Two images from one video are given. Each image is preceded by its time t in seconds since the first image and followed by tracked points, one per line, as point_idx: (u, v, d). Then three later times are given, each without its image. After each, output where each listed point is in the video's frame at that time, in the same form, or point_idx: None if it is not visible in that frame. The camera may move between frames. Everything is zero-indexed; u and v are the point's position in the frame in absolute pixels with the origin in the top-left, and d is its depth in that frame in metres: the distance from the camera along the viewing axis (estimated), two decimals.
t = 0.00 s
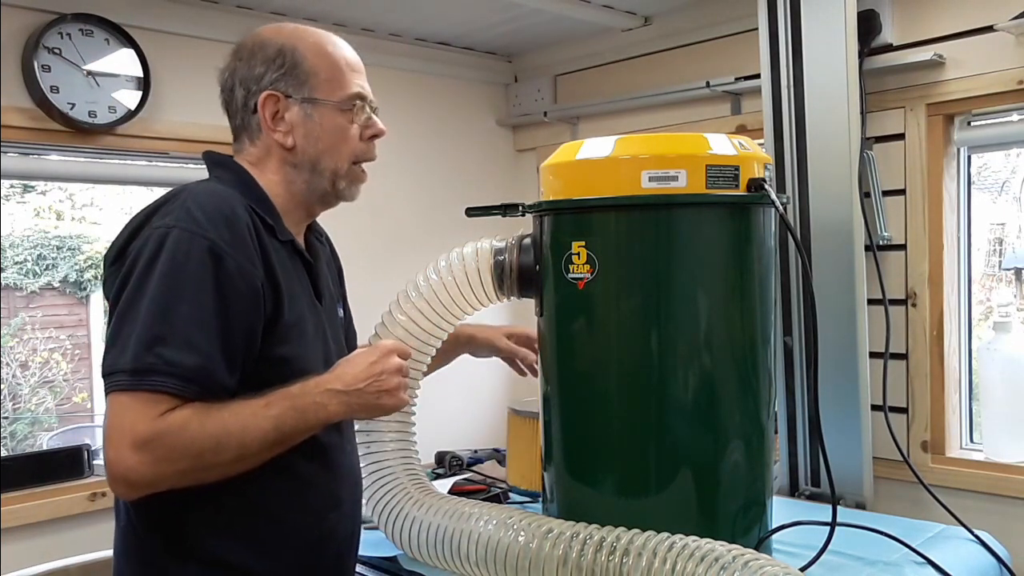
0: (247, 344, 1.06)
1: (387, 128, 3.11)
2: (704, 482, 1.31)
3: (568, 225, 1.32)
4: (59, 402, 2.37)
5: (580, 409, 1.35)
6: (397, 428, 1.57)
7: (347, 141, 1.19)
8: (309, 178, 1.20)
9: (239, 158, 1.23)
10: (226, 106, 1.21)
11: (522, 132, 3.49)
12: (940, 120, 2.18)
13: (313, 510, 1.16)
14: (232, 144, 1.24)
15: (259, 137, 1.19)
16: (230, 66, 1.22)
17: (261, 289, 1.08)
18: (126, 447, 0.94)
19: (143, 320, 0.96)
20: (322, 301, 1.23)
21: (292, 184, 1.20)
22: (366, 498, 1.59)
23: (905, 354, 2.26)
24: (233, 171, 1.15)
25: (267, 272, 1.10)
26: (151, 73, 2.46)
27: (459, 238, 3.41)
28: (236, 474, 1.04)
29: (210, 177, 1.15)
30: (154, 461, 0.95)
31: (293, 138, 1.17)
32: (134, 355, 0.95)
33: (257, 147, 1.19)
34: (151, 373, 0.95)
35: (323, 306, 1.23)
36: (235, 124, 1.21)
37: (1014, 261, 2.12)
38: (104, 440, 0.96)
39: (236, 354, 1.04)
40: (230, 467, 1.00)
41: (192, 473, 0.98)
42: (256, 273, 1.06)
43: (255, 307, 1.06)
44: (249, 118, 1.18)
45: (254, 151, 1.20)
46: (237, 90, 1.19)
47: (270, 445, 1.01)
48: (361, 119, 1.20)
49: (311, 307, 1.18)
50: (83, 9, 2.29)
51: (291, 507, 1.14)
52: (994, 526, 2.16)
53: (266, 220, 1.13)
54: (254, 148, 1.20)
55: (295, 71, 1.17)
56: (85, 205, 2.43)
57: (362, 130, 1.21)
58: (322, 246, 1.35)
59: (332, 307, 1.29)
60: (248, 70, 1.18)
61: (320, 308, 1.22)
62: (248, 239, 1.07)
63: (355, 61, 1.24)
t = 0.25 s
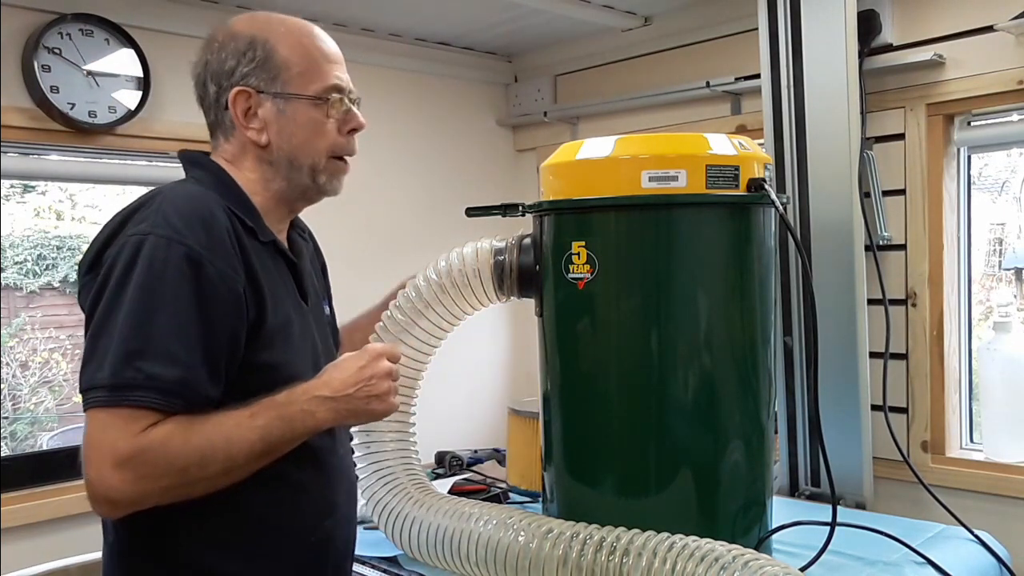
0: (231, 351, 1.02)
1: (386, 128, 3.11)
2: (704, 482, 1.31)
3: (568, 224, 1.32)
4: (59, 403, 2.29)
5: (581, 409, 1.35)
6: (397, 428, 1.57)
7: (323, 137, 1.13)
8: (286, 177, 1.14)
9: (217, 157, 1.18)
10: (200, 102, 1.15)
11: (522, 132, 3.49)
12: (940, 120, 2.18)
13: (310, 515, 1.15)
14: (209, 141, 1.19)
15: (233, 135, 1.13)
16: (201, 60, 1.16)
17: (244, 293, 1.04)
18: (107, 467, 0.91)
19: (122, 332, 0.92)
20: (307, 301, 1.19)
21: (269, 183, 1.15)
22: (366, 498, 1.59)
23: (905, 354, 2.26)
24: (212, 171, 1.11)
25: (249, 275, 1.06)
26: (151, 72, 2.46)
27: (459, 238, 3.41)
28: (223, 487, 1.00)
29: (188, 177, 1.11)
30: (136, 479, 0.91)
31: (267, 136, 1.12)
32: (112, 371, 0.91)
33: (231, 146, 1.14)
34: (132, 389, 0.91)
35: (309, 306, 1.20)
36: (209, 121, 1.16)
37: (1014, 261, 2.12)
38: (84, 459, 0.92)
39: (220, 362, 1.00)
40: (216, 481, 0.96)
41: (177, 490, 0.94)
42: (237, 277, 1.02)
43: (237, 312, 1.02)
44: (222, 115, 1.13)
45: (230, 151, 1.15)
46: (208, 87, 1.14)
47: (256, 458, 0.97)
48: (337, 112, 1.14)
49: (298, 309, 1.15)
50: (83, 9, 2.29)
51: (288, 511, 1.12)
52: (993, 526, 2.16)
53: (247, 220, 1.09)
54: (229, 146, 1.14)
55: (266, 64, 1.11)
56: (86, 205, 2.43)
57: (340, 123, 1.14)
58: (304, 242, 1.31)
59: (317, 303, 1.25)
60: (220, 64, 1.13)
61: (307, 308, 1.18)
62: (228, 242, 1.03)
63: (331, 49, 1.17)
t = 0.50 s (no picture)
0: (194, 366, 0.96)
1: (386, 128, 3.11)
2: (704, 482, 1.31)
3: (568, 224, 1.32)
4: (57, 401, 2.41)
5: (581, 409, 1.35)
6: (397, 428, 1.57)
7: (298, 131, 1.06)
8: (260, 174, 1.07)
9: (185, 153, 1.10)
10: (163, 93, 1.07)
11: (522, 132, 3.49)
12: (940, 120, 2.18)
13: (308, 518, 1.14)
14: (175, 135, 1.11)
15: (201, 130, 1.06)
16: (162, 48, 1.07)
17: (206, 301, 0.98)
18: (59, 492, 0.85)
19: (71, 351, 0.86)
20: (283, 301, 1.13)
21: (242, 180, 1.08)
22: (366, 498, 1.59)
23: (905, 354, 2.26)
24: (177, 170, 1.04)
25: (213, 281, 1.00)
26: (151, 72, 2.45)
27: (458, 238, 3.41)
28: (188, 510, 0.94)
29: (151, 176, 1.04)
30: (90, 505, 0.86)
31: (238, 131, 1.05)
32: (61, 392, 0.85)
33: (200, 142, 1.07)
34: (82, 410, 0.85)
35: (286, 308, 1.13)
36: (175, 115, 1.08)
37: (1014, 261, 2.12)
38: (35, 484, 0.87)
39: (182, 377, 0.94)
40: (177, 506, 0.91)
41: (134, 516, 0.89)
42: (198, 286, 0.96)
43: (198, 321, 0.96)
44: (188, 109, 1.05)
45: (199, 147, 1.08)
46: (173, 78, 1.06)
47: (220, 479, 0.91)
48: (313, 104, 1.07)
49: (273, 312, 1.09)
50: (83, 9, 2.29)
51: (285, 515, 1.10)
52: (994, 526, 2.16)
53: (213, 223, 1.03)
54: (199, 141, 1.07)
55: (235, 54, 1.03)
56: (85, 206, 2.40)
57: (316, 116, 1.08)
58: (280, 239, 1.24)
59: (295, 301, 1.19)
60: (184, 53, 1.05)
61: (283, 311, 1.12)
62: (189, 248, 0.97)
63: (304, 35, 1.09)
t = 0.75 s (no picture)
0: (156, 382, 0.90)
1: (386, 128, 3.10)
2: (704, 482, 1.31)
3: (568, 224, 1.32)
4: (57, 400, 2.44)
5: (581, 408, 1.35)
6: (397, 428, 1.57)
7: (278, 134, 1.01)
8: (237, 176, 1.02)
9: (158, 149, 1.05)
10: (137, 85, 1.02)
11: (522, 132, 3.49)
12: (940, 120, 2.17)
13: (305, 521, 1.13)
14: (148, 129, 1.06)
15: (176, 127, 1.01)
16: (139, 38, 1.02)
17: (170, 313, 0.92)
18: None
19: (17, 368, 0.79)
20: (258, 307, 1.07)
21: (218, 182, 1.03)
22: (367, 498, 1.59)
23: (905, 354, 2.27)
24: (143, 170, 0.98)
25: (178, 290, 0.94)
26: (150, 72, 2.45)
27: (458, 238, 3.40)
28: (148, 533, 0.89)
29: (114, 177, 0.97)
30: (36, 532, 0.79)
31: (215, 131, 1.00)
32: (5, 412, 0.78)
33: (175, 139, 1.01)
34: (29, 431, 0.78)
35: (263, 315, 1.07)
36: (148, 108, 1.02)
37: (1014, 261, 2.12)
38: None
39: (142, 394, 0.88)
40: (135, 530, 0.85)
41: (87, 542, 0.83)
42: (161, 297, 0.90)
43: (162, 334, 0.89)
44: (163, 104, 1.00)
45: (173, 144, 1.02)
46: (148, 70, 1.00)
47: (182, 502, 0.87)
48: (295, 107, 1.02)
49: (248, 319, 1.03)
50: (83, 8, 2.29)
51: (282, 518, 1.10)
52: (993, 526, 2.16)
53: (179, 227, 0.97)
54: (173, 138, 1.02)
55: (215, 50, 0.98)
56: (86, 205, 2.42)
57: (297, 119, 1.03)
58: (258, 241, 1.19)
59: (273, 306, 1.14)
60: (162, 45, 0.99)
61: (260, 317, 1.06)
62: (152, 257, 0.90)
63: (289, 31, 1.04)
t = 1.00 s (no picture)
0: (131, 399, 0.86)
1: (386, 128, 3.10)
2: (704, 482, 1.31)
3: (568, 225, 1.32)
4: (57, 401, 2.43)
5: (582, 408, 1.35)
6: (397, 428, 1.57)
7: (259, 146, 0.98)
8: (210, 182, 0.99)
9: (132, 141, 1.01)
10: (117, 74, 0.97)
11: (522, 132, 3.49)
12: (940, 120, 2.17)
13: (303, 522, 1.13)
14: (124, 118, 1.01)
15: (154, 125, 0.97)
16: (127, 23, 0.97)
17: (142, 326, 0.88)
18: None
19: None
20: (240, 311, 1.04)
21: (192, 185, 0.99)
22: (367, 498, 1.59)
23: (905, 354, 2.27)
24: (112, 175, 0.94)
25: (152, 299, 0.90)
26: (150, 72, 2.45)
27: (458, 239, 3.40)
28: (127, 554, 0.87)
29: (83, 181, 0.94)
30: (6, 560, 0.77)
31: (194, 135, 0.96)
32: None
33: (151, 136, 0.98)
34: None
35: (246, 319, 1.04)
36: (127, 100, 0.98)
37: (1014, 261, 2.12)
38: None
39: (114, 412, 0.84)
40: (110, 553, 0.82)
41: (61, 568, 0.80)
42: (132, 310, 0.85)
43: (134, 347, 0.85)
44: (143, 99, 0.96)
45: (149, 141, 0.98)
46: (131, 62, 0.96)
47: (159, 522, 0.84)
48: (279, 120, 0.99)
49: (230, 325, 0.99)
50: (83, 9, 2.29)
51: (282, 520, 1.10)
52: (993, 526, 2.16)
53: (151, 233, 0.93)
54: (148, 134, 0.98)
55: (204, 53, 0.94)
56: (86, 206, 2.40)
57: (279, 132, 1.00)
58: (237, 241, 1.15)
59: (255, 310, 1.10)
60: (148, 38, 0.95)
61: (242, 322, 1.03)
62: (122, 268, 0.86)
63: (283, 40, 1.00)
